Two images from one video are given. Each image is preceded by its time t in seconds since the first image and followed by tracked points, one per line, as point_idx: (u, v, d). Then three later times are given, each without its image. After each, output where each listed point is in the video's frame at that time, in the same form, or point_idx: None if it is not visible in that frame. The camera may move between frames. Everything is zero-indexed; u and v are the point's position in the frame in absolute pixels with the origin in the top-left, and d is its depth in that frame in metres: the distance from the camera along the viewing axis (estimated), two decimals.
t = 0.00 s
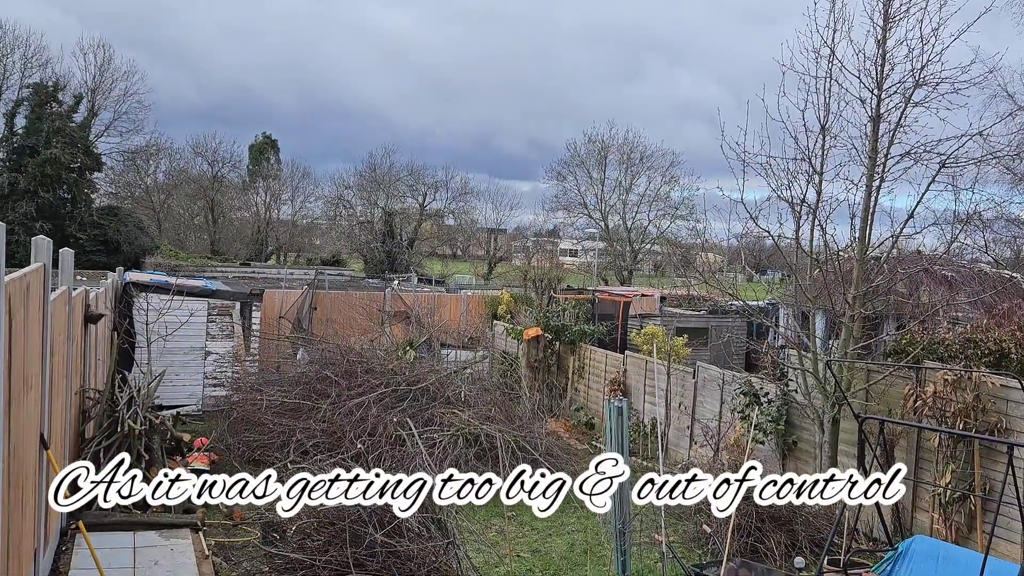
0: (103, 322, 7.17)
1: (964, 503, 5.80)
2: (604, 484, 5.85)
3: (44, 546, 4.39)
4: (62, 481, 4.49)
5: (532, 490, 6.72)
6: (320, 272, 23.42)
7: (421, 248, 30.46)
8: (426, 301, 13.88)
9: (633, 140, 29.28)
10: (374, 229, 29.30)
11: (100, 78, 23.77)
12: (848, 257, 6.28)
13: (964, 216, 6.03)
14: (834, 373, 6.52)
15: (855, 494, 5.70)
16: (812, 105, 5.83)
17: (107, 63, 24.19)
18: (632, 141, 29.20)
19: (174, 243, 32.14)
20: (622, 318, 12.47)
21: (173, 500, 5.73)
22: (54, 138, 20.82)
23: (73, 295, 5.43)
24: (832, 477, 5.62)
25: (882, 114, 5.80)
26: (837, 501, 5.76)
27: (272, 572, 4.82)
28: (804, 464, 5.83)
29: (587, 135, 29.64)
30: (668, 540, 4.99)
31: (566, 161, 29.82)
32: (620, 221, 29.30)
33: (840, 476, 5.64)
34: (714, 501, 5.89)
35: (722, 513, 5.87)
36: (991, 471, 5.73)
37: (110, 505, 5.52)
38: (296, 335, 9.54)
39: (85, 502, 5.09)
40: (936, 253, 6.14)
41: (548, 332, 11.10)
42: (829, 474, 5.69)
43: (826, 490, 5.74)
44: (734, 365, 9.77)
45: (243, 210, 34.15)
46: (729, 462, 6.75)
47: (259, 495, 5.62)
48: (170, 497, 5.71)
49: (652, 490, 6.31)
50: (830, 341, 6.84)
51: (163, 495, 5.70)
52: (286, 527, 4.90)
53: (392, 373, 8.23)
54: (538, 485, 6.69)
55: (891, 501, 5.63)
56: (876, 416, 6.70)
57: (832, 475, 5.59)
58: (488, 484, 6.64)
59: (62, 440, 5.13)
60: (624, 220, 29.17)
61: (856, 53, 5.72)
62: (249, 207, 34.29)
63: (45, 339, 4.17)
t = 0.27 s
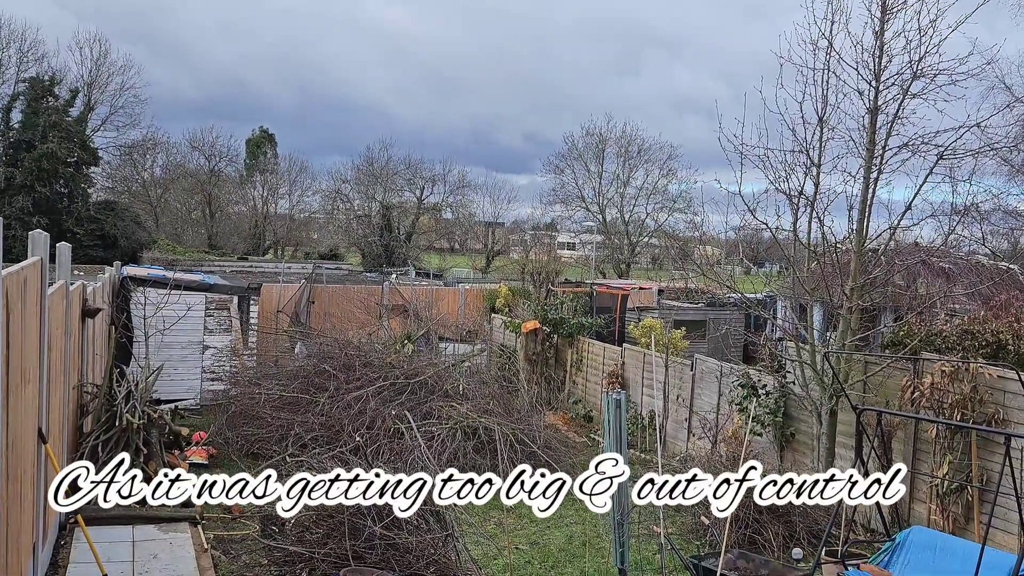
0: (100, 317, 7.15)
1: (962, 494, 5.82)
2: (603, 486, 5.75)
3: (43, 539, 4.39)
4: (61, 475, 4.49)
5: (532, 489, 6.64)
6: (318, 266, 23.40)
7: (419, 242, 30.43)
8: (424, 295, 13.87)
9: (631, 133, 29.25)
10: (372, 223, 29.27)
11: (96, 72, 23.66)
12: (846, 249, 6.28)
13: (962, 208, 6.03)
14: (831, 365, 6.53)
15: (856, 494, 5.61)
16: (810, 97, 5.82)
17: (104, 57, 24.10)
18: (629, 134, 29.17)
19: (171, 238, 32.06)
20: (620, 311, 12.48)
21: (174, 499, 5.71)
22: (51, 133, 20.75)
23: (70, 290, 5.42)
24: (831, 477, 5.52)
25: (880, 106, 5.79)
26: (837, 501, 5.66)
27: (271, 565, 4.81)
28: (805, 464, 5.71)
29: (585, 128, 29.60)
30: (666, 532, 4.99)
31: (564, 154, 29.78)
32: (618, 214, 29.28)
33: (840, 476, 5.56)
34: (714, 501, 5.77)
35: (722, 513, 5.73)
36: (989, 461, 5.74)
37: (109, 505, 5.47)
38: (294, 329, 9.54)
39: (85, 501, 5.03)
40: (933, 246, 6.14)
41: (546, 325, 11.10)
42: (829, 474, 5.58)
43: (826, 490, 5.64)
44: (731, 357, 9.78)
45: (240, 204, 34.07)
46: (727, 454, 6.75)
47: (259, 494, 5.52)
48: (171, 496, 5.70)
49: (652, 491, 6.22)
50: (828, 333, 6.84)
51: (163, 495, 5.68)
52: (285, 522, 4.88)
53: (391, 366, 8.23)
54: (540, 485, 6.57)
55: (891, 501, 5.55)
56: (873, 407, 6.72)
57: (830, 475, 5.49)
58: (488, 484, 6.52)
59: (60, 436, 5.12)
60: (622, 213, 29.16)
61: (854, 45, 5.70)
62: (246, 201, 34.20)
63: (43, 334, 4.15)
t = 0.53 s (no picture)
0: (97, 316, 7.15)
1: (958, 488, 5.84)
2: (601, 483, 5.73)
3: (40, 536, 4.40)
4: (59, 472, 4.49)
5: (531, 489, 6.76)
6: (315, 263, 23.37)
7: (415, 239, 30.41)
8: (421, 292, 13.86)
9: (627, 129, 29.22)
10: (368, 219, 29.23)
11: (91, 69, 23.56)
12: (843, 244, 6.29)
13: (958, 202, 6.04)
14: (828, 359, 6.56)
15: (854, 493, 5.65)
16: (806, 92, 5.82)
17: (99, 53, 23.99)
18: (626, 130, 29.15)
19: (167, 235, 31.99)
20: (617, 306, 12.48)
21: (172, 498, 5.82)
22: (46, 130, 20.65)
23: (66, 287, 5.40)
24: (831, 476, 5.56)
25: (876, 100, 5.80)
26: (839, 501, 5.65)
27: (268, 562, 4.77)
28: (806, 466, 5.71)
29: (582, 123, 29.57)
30: (664, 527, 5.00)
31: (561, 150, 29.74)
32: (615, 210, 29.27)
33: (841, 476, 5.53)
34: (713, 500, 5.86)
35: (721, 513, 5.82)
36: (985, 455, 5.75)
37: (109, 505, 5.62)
38: (291, 326, 9.53)
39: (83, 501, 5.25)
40: (929, 240, 6.15)
41: (543, 321, 11.11)
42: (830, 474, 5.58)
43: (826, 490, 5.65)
44: (728, 352, 9.79)
45: (237, 201, 33.99)
46: (724, 448, 6.76)
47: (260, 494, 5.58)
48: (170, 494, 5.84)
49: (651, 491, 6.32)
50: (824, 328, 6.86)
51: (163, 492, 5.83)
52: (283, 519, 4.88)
53: (388, 362, 8.23)
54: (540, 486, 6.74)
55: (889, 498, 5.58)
56: (870, 401, 6.73)
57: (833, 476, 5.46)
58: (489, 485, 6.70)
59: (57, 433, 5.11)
60: (618, 209, 29.15)
61: (850, 40, 5.70)
62: (242, 198, 34.13)
63: (39, 331, 4.14)
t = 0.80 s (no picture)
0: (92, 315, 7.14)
1: (954, 483, 5.85)
2: (600, 482, 5.78)
3: (36, 536, 4.38)
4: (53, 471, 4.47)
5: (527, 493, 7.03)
6: (311, 262, 23.34)
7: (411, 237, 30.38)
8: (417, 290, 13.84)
9: (623, 126, 29.23)
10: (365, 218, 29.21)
11: (85, 67, 23.47)
12: (840, 241, 6.30)
13: (953, 202, 6.05)
14: (824, 355, 6.57)
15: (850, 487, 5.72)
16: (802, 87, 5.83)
17: (93, 52, 23.90)
18: (622, 127, 29.15)
19: (162, 234, 31.89)
20: (614, 304, 12.47)
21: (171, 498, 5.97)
22: (40, 129, 20.57)
23: (61, 285, 5.38)
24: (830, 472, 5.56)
25: (872, 97, 5.80)
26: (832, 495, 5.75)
27: (265, 560, 4.74)
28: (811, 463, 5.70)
29: (578, 121, 29.56)
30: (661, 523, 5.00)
31: (557, 148, 29.73)
32: (611, 208, 29.29)
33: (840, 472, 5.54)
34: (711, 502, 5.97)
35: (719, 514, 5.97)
36: (981, 450, 5.77)
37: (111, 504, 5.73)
38: (287, 323, 9.52)
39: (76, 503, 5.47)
40: (924, 236, 6.17)
41: (540, 319, 11.12)
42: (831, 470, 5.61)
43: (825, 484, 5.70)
44: (724, 349, 9.79)
45: (232, 200, 33.91)
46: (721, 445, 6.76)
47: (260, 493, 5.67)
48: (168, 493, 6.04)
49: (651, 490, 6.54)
50: (821, 323, 6.87)
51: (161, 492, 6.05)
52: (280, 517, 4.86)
53: (385, 360, 8.22)
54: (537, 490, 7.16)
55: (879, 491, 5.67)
56: (866, 397, 6.74)
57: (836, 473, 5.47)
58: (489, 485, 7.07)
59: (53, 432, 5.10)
60: (614, 207, 29.15)
61: (845, 35, 5.71)
62: (237, 196, 34.06)
63: (34, 329, 4.13)
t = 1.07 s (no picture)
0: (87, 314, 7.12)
1: (949, 480, 5.88)
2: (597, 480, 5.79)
3: (32, 537, 4.37)
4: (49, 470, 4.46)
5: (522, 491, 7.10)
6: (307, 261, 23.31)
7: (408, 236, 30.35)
8: (414, 288, 13.83)
9: (619, 125, 29.24)
10: (361, 217, 29.17)
11: (80, 66, 23.38)
12: (835, 239, 6.31)
13: (948, 200, 6.05)
14: (820, 353, 6.59)
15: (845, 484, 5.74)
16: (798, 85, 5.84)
17: (88, 51, 23.82)
18: (618, 125, 29.16)
19: (158, 234, 31.80)
20: (610, 302, 12.47)
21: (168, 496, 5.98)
22: (35, 128, 20.51)
23: (56, 284, 5.36)
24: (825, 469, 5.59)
25: (867, 94, 5.81)
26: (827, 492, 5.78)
27: (262, 560, 4.72)
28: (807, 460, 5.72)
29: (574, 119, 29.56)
30: (658, 521, 5.01)
31: (553, 146, 29.73)
32: (607, 206, 29.30)
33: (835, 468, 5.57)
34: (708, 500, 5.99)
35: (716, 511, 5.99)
36: (976, 446, 5.79)
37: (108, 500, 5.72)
38: (284, 323, 9.51)
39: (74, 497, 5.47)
40: (920, 234, 6.18)
41: (537, 317, 11.13)
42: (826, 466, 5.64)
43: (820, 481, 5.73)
44: (721, 346, 9.79)
45: (228, 199, 33.83)
46: (718, 442, 6.77)
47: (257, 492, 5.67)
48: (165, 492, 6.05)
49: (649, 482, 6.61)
50: (817, 320, 6.89)
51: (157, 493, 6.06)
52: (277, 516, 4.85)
53: (381, 359, 8.21)
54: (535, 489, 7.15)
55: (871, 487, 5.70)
56: (862, 395, 6.76)
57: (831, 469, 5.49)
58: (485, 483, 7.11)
59: (49, 431, 5.08)
60: (611, 205, 29.16)
61: (841, 33, 5.72)
62: (233, 196, 33.99)
63: (29, 328, 4.12)
